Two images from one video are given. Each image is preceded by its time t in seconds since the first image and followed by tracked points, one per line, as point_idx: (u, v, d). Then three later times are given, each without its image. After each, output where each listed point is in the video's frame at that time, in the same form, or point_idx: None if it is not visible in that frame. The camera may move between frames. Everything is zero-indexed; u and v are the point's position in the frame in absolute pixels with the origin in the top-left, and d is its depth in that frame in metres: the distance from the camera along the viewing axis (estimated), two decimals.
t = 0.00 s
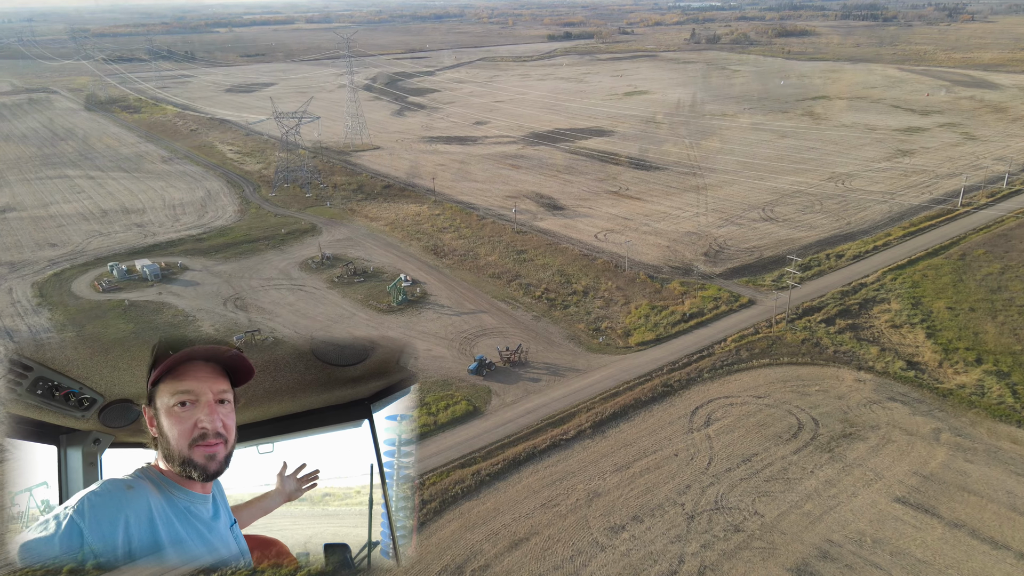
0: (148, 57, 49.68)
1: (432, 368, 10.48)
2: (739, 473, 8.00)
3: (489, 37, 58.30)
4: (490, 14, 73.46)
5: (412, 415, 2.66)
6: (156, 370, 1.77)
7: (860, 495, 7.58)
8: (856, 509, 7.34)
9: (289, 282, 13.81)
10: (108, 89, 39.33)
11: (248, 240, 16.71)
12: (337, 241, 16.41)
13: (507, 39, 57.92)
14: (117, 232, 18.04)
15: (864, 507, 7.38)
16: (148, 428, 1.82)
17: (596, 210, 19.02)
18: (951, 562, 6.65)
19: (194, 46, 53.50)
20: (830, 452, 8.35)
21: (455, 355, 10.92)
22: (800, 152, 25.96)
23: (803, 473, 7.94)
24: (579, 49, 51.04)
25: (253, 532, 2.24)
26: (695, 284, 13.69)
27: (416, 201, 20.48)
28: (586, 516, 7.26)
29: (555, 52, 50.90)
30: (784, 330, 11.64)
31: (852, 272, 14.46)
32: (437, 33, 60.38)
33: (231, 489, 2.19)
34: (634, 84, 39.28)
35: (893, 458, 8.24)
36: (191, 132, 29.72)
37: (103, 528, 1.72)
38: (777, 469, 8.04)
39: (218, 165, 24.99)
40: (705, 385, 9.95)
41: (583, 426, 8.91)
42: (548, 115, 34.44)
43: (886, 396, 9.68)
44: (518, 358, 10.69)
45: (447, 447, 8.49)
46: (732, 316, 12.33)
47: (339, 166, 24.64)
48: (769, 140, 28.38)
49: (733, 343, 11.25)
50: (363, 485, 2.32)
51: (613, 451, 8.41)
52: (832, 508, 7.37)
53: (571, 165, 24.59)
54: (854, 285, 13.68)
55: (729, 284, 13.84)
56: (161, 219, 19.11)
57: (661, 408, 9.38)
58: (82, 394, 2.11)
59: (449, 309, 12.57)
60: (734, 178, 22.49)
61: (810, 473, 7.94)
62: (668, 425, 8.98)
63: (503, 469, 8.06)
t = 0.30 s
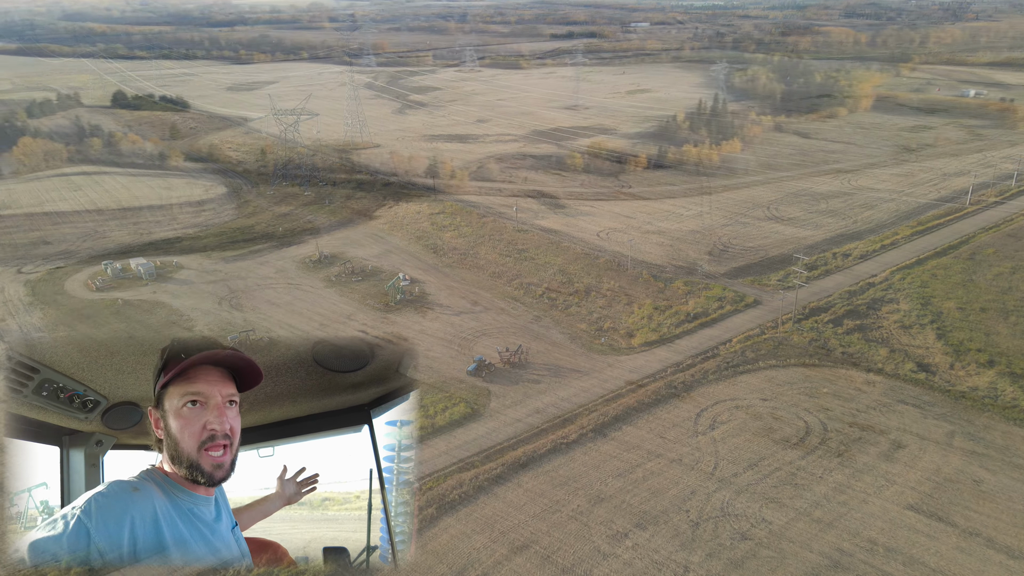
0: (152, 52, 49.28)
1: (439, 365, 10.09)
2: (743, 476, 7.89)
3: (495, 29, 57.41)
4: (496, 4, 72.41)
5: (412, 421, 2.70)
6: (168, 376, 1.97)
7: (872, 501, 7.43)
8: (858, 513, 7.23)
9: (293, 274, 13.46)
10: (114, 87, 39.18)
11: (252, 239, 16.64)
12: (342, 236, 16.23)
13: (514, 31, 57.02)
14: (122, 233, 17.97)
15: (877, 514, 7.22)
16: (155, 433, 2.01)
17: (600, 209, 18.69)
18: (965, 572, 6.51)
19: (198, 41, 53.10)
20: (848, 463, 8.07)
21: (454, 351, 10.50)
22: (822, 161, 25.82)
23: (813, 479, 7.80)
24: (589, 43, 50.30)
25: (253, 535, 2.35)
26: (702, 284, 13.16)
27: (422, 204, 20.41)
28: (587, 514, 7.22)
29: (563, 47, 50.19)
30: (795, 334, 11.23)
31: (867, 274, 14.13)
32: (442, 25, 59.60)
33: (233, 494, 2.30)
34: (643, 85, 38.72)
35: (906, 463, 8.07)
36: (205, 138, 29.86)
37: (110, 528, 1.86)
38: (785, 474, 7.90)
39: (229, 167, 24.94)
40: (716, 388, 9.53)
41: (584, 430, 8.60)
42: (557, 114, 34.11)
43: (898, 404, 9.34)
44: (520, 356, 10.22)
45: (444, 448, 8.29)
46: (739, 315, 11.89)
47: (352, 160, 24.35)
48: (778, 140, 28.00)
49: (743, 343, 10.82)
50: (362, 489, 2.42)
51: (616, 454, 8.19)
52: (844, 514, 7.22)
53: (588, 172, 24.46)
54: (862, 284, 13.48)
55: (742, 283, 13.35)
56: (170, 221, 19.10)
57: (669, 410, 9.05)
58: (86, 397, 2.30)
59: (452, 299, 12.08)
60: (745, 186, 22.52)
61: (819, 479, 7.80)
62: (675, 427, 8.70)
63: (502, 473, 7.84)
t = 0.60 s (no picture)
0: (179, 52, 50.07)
1: (450, 357, 9.90)
2: (755, 479, 7.50)
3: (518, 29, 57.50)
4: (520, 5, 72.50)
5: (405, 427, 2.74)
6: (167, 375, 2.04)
7: (886, 504, 7.24)
8: (868, 520, 6.96)
9: (307, 269, 13.51)
10: (141, 86, 39.82)
11: (270, 237, 16.81)
12: (358, 233, 16.33)
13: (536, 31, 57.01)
14: (143, 229, 18.22)
15: (892, 517, 7.03)
16: (153, 432, 2.06)
17: (617, 209, 18.61)
18: None
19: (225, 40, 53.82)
20: (867, 471, 7.81)
21: (464, 345, 10.30)
22: (846, 163, 25.43)
23: (826, 481, 7.58)
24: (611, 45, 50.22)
25: (247, 539, 2.35)
26: (718, 288, 12.88)
27: (439, 203, 20.45)
28: (589, 512, 6.71)
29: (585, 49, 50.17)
30: (811, 337, 11.10)
31: (886, 278, 13.89)
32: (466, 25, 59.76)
33: (226, 496, 2.29)
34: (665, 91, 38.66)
35: (920, 469, 7.90)
36: (229, 135, 30.21)
37: (101, 531, 1.99)
38: (799, 474, 7.66)
39: (250, 164, 25.20)
40: (729, 391, 9.32)
41: (593, 432, 8.17)
42: (577, 115, 34.03)
43: (914, 413, 9.11)
44: (530, 352, 10.10)
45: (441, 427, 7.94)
46: (749, 315, 11.78)
47: (373, 153, 24.26)
48: (797, 144, 27.85)
49: (758, 347, 10.64)
50: (354, 494, 2.39)
51: (623, 455, 7.79)
52: (857, 516, 7.02)
53: (607, 172, 24.34)
54: (876, 288, 13.35)
55: (759, 284, 13.13)
56: (191, 218, 19.33)
57: (685, 416, 8.64)
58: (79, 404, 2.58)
59: (464, 296, 12.04)
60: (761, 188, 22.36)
61: (833, 481, 7.58)
62: (688, 431, 8.30)
63: (499, 467, 7.36)
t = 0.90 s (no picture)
0: (208, 52, 50.84)
1: (463, 356, 9.92)
2: (766, 485, 7.39)
3: (543, 30, 57.58)
4: (545, 5, 72.56)
5: (407, 428, 2.70)
6: (183, 380, 2.06)
7: (899, 515, 7.09)
8: (880, 529, 6.84)
9: (325, 266, 13.62)
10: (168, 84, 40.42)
11: (290, 234, 16.97)
12: (376, 232, 16.41)
13: (560, 31, 57.04)
14: (166, 225, 18.47)
15: (903, 528, 6.89)
16: (160, 435, 2.06)
17: (636, 210, 18.53)
18: None
19: (252, 40, 54.54)
20: (882, 479, 7.69)
21: (477, 344, 10.30)
22: (870, 166, 25.09)
23: (838, 491, 7.44)
24: (634, 47, 50.09)
25: (238, 539, 2.45)
26: (736, 290, 12.74)
27: (457, 202, 20.50)
28: (596, 514, 6.64)
29: (609, 51, 50.08)
30: (828, 342, 10.96)
31: (909, 283, 13.67)
32: (490, 26, 59.97)
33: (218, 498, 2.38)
34: (688, 93, 38.46)
35: (936, 481, 7.73)
36: (252, 133, 30.52)
37: (96, 533, 2.04)
38: (811, 483, 7.52)
39: (272, 162, 25.44)
40: (743, 395, 9.22)
41: (603, 434, 8.11)
42: (598, 115, 33.93)
43: (931, 421, 8.96)
44: (543, 352, 10.07)
45: (448, 425, 7.95)
46: (768, 319, 11.63)
47: (393, 151, 24.37)
48: (823, 147, 27.44)
49: (774, 351, 10.52)
50: (345, 496, 2.38)
51: (632, 457, 7.72)
52: (869, 527, 6.86)
53: (627, 173, 24.22)
54: (899, 293, 13.13)
55: (777, 287, 12.98)
56: (213, 215, 19.56)
57: (698, 421, 8.54)
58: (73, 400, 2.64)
59: (479, 295, 12.07)
60: (785, 190, 22.08)
61: (845, 492, 7.43)
62: (699, 435, 8.22)
63: (508, 468, 7.31)
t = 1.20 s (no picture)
0: (235, 51, 51.52)
1: (476, 356, 9.92)
2: (777, 492, 7.29)
3: (567, 30, 57.50)
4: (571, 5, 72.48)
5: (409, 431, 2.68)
6: (198, 377, 2.10)
7: (912, 525, 6.95)
8: (892, 539, 6.71)
9: (341, 263, 13.71)
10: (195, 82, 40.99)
11: (309, 231, 17.11)
12: (394, 230, 16.48)
13: (585, 31, 56.94)
14: (188, 221, 18.71)
15: (915, 539, 6.76)
16: (169, 427, 2.07)
17: (655, 212, 18.44)
18: None
19: (278, 39, 55.18)
20: (895, 487, 7.57)
21: (490, 344, 10.30)
22: (895, 169, 24.69)
23: (850, 499, 7.32)
24: (658, 47, 49.88)
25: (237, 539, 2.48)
26: (753, 293, 12.62)
27: (476, 202, 20.53)
28: (602, 516, 6.61)
29: (633, 51, 49.90)
30: (845, 347, 10.81)
31: (929, 288, 13.46)
32: (515, 25, 60.07)
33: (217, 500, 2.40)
34: (712, 94, 38.16)
35: (953, 491, 7.56)
36: (275, 131, 30.83)
37: (96, 533, 2.13)
38: (822, 490, 7.41)
39: (294, 160, 25.66)
40: (756, 399, 9.12)
41: (612, 437, 8.07)
42: (619, 116, 33.81)
43: (949, 429, 8.79)
44: (556, 353, 10.04)
45: (456, 425, 7.97)
46: (785, 323, 11.50)
47: (413, 151, 24.48)
48: (848, 149, 27.07)
49: (790, 355, 10.38)
50: (338, 498, 2.41)
51: (642, 460, 7.67)
52: (881, 536, 6.73)
53: (647, 174, 24.07)
54: (922, 299, 12.90)
55: (795, 291, 12.83)
56: (234, 211, 19.77)
57: (709, 424, 8.46)
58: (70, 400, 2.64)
59: (493, 295, 12.08)
60: (807, 193, 21.82)
61: (857, 500, 7.31)
62: (709, 439, 8.15)
63: (516, 468, 7.30)
